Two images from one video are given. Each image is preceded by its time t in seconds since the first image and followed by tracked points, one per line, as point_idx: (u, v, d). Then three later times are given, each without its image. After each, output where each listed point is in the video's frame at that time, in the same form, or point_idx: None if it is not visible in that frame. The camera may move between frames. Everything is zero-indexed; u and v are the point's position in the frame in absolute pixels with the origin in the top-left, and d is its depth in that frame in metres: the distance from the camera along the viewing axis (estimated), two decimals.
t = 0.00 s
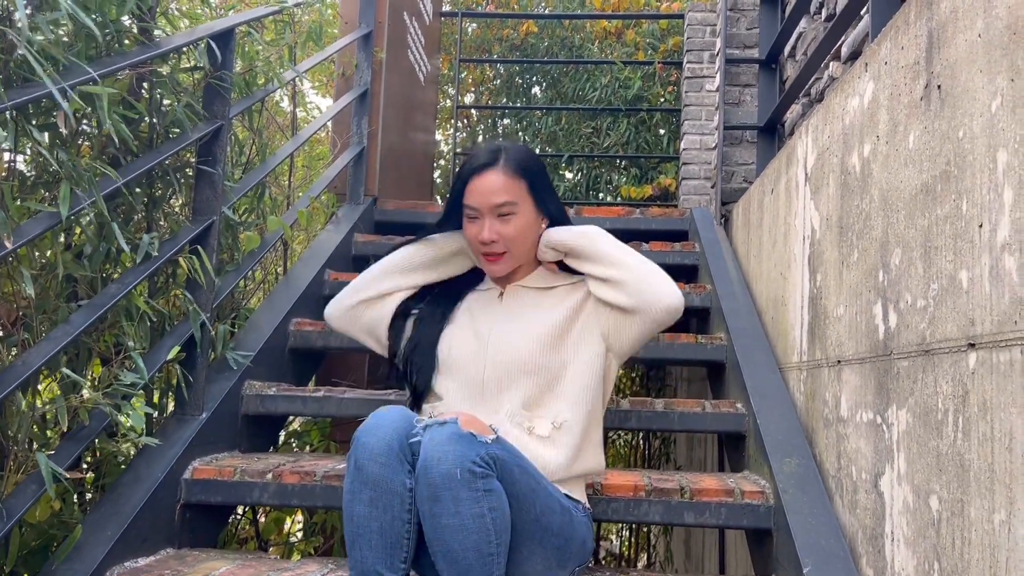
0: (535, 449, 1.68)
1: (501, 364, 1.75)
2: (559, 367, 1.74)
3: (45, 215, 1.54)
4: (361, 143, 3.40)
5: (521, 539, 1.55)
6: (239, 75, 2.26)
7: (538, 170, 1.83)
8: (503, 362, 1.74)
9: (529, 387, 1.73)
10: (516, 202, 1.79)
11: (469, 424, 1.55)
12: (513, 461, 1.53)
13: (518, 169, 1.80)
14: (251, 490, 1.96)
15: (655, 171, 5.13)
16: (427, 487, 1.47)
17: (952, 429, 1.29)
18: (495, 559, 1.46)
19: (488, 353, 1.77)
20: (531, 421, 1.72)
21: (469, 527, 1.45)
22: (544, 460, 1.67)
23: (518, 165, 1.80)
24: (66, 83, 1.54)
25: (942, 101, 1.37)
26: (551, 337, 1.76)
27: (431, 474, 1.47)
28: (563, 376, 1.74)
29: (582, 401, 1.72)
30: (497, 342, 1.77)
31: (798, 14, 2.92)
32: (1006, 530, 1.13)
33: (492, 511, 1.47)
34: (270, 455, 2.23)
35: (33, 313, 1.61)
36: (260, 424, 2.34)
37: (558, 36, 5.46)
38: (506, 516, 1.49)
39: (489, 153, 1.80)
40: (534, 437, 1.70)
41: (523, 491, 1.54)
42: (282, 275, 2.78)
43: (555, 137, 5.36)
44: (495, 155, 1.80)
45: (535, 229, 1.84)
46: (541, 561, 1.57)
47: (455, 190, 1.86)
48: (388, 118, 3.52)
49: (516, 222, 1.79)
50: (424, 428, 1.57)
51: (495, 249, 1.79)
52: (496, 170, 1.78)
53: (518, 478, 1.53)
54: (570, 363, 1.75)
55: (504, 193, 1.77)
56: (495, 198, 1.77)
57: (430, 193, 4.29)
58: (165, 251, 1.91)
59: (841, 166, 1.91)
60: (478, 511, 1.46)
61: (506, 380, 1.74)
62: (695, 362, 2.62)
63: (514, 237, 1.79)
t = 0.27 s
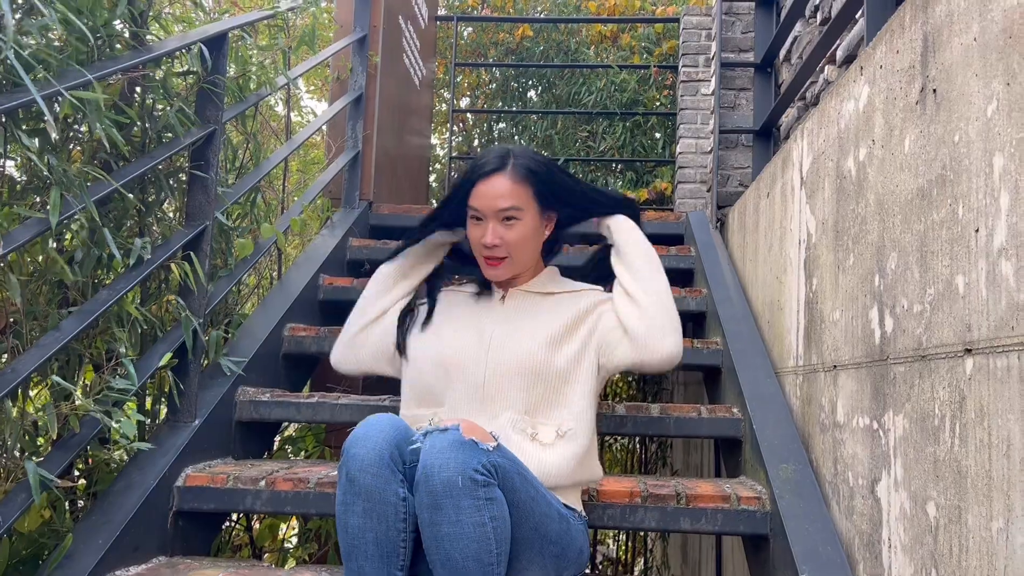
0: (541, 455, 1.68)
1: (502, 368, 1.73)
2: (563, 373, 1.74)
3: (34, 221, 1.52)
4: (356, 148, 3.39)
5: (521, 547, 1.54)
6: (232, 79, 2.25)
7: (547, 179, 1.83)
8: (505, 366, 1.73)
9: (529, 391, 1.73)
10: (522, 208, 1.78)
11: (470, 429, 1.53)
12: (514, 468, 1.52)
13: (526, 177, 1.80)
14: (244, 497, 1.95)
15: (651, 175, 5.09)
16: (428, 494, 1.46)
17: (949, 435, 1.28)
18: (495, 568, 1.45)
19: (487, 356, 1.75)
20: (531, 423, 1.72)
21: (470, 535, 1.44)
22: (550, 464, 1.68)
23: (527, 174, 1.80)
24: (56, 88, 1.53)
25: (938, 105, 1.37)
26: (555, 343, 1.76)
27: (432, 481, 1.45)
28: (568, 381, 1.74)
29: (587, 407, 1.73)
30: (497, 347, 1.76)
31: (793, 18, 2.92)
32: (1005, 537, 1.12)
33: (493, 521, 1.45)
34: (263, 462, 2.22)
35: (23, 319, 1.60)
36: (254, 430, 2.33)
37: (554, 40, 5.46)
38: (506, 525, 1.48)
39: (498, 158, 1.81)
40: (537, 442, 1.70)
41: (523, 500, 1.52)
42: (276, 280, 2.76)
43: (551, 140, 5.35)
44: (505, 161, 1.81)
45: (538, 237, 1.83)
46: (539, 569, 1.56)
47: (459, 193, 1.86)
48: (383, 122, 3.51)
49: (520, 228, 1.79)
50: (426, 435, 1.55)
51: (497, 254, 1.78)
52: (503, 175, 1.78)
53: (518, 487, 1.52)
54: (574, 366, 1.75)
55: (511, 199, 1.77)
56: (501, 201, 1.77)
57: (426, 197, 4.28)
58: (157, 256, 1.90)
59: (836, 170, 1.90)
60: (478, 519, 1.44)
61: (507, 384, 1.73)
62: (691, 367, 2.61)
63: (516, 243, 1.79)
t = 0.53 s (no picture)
0: (534, 476, 1.62)
1: (493, 383, 1.69)
2: (556, 393, 1.69)
3: (25, 229, 1.51)
4: (351, 153, 3.38)
5: (514, 558, 1.54)
6: (226, 84, 2.24)
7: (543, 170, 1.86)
8: (496, 381, 1.68)
9: (522, 407, 1.68)
10: (513, 189, 1.80)
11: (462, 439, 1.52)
12: (507, 478, 1.50)
13: (523, 162, 1.83)
14: (238, 505, 1.93)
15: (647, 180, 5.09)
16: (419, 507, 1.45)
17: (946, 442, 1.28)
18: None
19: (478, 369, 1.71)
20: (525, 440, 1.66)
21: (463, 548, 1.43)
22: (543, 485, 1.62)
23: (525, 159, 1.83)
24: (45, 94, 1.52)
25: (933, 111, 1.36)
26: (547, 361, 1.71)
27: (423, 493, 1.45)
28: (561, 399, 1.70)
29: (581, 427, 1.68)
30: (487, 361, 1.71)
31: (788, 23, 2.92)
32: (1003, 546, 1.11)
33: (485, 533, 1.44)
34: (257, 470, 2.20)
35: (13, 326, 1.59)
36: (247, 438, 2.31)
37: (549, 45, 5.46)
38: (499, 536, 1.47)
39: (497, 143, 1.85)
40: (529, 462, 1.64)
41: (517, 510, 1.51)
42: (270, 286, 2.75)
43: (546, 145, 5.35)
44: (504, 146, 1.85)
45: (525, 226, 1.83)
46: None
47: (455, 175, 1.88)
48: (377, 127, 3.50)
49: (510, 208, 1.79)
50: (418, 445, 1.54)
51: (483, 229, 1.79)
52: (499, 155, 1.82)
53: (512, 497, 1.51)
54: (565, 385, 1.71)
55: (503, 177, 1.80)
56: (494, 178, 1.79)
57: (421, 202, 4.27)
58: (150, 263, 1.89)
59: (832, 176, 1.90)
60: (470, 531, 1.43)
61: (500, 399, 1.68)
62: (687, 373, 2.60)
63: (503, 223, 1.79)
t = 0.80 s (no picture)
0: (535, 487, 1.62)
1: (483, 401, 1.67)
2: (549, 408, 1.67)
3: (17, 237, 1.50)
4: (345, 159, 3.37)
5: (509, 567, 1.52)
6: (220, 90, 2.22)
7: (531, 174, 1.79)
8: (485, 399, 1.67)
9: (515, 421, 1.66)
10: (500, 199, 1.73)
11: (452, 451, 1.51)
12: (501, 488, 1.49)
13: (510, 170, 1.76)
14: (232, 516, 1.92)
15: (642, 185, 5.09)
16: (409, 518, 1.44)
17: (947, 452, 1.27)
18: None
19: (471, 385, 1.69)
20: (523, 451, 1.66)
21: (456, 559, 1.42)
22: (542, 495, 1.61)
23: (512, 167, 1.76)
24: (36, 101, 1.50)
25: (932, 118, 1.36)
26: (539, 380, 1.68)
27: (414, 505, 1.44)
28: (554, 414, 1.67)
29: (578, 438, 1.66)
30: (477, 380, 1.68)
31: (783, 28, 2.92)
32: (1004, 557, 1.10)
33: (477, 543, 1.43)
34: (252, 479, 2.19)
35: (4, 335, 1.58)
36: (242, 446, 2.29)
37: (544, 50, 5.46)
38: (493, 546, 1.46)
39: (483, 149, 1.78)
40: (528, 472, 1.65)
41: (511, 519, 1.50)
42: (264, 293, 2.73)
43: (542, 150, 5.34)
44: (492, 152, 1.78)
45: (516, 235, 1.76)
46: None
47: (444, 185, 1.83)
48: (373, 133, 3.49)
49: (498, 219, 1.73)
50: (409, 454, 1.53)
51: (470, 242, 1.73)
52: (485, 164, 1.75)
53: (505, 506, 1.50)
54: (560, 394, 1.67)
55: (489, 187, 1.73)
56: (479, 189, 1.73)
57: (416, 207, 4.25)
58: (143, 271, 1.87)
59: (829, 182, 1.89)
60: (462, 542, 1.42)
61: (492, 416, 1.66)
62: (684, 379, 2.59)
63: (492, 235, 1.73)
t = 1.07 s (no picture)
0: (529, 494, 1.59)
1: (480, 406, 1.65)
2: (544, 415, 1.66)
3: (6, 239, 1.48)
4: (341, 162, 3.35)
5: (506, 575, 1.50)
6: (214, 92, 2.20)
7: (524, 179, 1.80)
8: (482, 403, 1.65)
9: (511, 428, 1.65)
10: (495, 203, 1.74)
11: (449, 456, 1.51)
12: (496, 494, 1.47)
13: (504, 174, 1.77)
14: (225, 522, 1.90)
15: (639, 189, 5.08)
16: (404, 525, 1.42)
17: (951, 456, 1.25)
18: None
19: (467, 390, 1.67)
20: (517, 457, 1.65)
21: (451, 566, 1.39)
22: (537, 501, 1.59)
23: (506, 171, 1.77)
24: (26, 102, 1.48)
25: (934, 119, 1.34)
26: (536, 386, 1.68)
27: (408, 511, 1.42)
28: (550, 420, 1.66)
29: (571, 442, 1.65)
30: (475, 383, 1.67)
31: (781, 31, 2.91)
32: (1010, 563, 1.09)
33: (472, 549, 1.41)
34: (246, 484, 2.16)
35: None
36: (236, 452, 2.27)
37: (540, 54, 5.45)
38: (489, 553, 1.43)
39: (477, 153, 1.79)
40: (522, 479, 1.62)
41: (506, 527, 1.48)
42: (259, 297, 2.71)
43: (538, 154, 5.33)
44: (486, 156, 1.79)
45: (509, 239, 1.78)
46: None
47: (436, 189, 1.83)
48: (368, 136, 3.47)
49: (490, 224, 1.74)
50: (403, 460, 1.51)
51: (463, 246, 1.74)
52: (480, 168, 1.76)
53: (501, 513, 1.48)
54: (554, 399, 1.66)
55: (484, 191, 1.74)
56: (474, 193, 1.74)
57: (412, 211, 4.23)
58: (136, 274, 1.85)
59: (828, 184, 1.88)
60: (457, 548, 1.40)
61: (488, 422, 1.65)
62: (682, 383, 2.57)
63: (484, 240, 1.73)
